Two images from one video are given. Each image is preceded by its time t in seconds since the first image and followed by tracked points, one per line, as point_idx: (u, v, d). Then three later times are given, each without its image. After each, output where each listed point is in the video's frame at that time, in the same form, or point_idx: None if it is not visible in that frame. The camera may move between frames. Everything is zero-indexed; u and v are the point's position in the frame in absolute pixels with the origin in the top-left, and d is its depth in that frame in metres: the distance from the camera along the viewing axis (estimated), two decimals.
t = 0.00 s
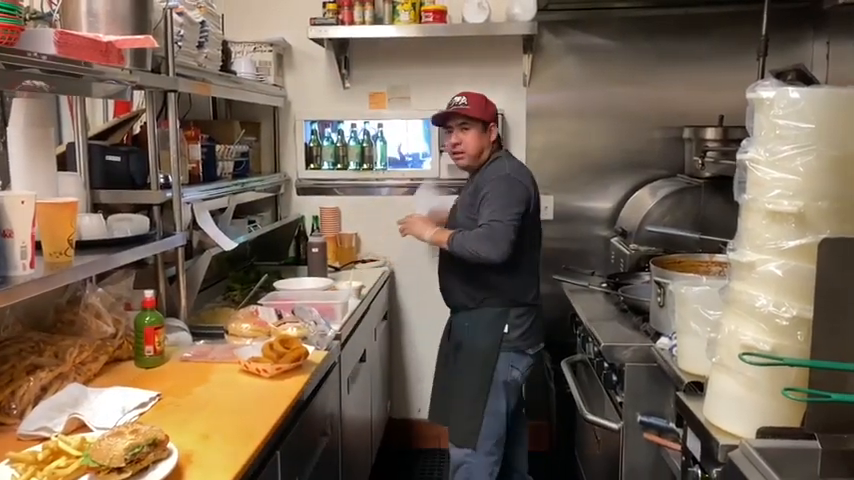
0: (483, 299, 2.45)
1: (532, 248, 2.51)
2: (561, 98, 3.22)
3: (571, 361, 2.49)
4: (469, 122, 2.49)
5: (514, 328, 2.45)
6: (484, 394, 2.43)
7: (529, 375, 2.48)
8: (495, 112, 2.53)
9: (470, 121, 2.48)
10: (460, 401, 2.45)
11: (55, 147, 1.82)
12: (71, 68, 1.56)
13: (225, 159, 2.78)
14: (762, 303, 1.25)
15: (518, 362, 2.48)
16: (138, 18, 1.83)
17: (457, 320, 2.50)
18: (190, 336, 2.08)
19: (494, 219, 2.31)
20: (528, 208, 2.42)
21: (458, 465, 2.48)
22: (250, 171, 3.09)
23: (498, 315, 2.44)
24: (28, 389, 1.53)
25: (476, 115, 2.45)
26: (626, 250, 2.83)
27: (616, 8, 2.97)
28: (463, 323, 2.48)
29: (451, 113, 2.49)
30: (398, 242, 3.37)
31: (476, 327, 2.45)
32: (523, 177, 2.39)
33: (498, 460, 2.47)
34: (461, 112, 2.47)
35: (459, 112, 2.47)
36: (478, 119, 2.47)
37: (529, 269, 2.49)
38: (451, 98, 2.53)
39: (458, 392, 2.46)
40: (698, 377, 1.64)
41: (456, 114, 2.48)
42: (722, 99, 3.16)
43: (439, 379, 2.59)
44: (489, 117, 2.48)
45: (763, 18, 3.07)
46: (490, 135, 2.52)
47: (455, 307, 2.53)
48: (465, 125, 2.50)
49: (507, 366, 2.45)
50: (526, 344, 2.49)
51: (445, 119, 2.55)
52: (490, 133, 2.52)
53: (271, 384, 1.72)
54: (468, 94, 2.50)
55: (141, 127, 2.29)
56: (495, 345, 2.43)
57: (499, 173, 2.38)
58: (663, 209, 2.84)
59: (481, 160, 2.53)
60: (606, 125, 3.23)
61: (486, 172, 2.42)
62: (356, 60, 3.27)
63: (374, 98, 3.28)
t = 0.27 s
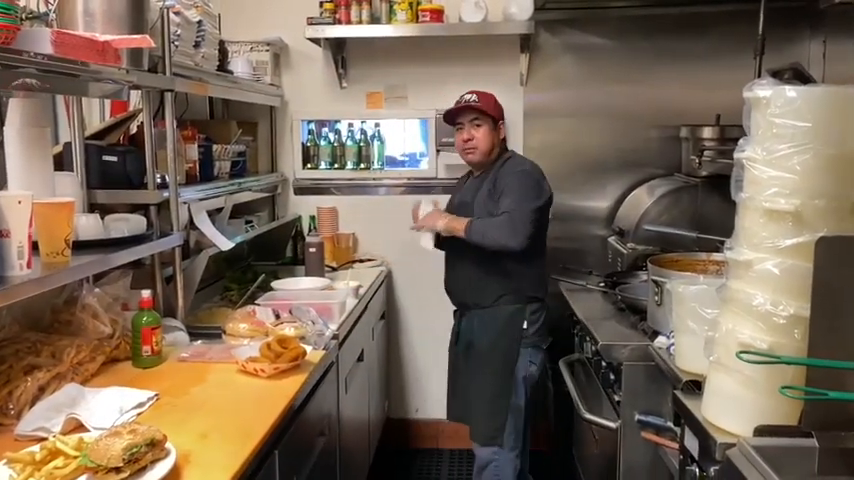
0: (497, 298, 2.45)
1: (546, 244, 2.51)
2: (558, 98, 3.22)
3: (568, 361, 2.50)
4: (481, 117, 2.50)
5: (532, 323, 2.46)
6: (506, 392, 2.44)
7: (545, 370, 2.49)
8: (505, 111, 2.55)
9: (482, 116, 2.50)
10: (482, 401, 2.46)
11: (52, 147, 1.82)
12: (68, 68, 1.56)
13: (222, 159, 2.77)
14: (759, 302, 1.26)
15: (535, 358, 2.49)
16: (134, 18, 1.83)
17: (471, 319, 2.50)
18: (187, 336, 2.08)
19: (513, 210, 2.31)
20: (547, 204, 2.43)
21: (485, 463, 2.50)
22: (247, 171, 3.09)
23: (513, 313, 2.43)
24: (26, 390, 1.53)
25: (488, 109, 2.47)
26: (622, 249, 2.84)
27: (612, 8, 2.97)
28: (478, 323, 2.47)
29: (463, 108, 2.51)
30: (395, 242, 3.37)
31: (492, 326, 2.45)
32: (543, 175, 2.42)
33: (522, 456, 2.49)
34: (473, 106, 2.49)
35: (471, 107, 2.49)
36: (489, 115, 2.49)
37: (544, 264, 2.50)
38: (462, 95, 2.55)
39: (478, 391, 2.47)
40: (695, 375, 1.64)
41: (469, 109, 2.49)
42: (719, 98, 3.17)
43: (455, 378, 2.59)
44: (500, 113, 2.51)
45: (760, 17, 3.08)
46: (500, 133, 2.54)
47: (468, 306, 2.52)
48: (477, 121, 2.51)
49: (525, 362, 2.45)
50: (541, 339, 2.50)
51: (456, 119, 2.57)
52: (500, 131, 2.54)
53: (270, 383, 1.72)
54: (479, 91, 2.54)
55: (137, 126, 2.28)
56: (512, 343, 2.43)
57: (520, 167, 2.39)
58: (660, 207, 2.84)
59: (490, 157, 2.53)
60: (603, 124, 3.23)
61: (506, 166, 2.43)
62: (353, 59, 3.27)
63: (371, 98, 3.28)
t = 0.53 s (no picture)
0: (509, 301, 2.42)
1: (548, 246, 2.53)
2: (557, 97, 3.22)
3: (567, 360, 2.50)
4: (486, 117, 2.47)
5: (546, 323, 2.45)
6: (525, 394, 2.43)
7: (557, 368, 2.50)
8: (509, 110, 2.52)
9: (487, 116, 2.47)
10: (503, 406, 2.44)
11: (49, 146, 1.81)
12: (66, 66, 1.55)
13: (220, 158, 2.77)
14: (758, 300, 1.26)
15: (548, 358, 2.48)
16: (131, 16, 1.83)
17: (483, 324, 2.45)
18: (185, 335, 2.07)
19: (542, 211, 2.33)
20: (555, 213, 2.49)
21: (512, 466, 2.49)
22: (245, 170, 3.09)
23: (527, 316, 2.41)
24: (24, 390, 1.53)
25: (493, 110, 2.44)
26: (621, 248, 2.84)
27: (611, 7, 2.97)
28: (492, 328, 2.43)
29: (467, 106, 2.47)
30: (394, 241, 3.37)
31: (507, 330, 2.42)
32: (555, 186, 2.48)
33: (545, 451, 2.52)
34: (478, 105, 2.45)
35: (475, 106, 2.45)
36: (494, 115, 2.46)
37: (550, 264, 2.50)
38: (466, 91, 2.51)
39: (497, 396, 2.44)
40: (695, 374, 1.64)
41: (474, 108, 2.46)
42: (717, 97, 3.17)
43: (465, 383, 2.55)
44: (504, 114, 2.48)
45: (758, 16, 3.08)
46: (503, 132, 2.52)
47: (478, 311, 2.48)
48: (481, 120, 2.48)
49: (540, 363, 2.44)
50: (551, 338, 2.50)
51: (458, 114, 2.52)
52: (503, 131, 2.52)
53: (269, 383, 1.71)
54: (483, 89, 2.50)
55: (135, 126, 2.28)
56: (527, 346, 2.41)
57: (541, 172, 2.43)
58: (658, 207, 2.85)
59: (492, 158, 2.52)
60: (602, 123, 3.23)
61: (526, 168, 2.45)
62: (351, 58, 3.27)
63: (369, 97, 3.28)
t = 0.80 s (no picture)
0: (517, 308, 2.41)
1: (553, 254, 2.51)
2: (555, 96, 3.22)
3: (566, 358, 2.51)
4: (500, 116, 2.44)
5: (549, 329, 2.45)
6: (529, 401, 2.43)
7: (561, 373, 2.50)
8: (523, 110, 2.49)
9: (501, 115, 2.43)
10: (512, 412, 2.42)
11: (47, 145, 1.80)
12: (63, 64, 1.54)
13: (218, 157, 2.76)
14: (758, 299, 1.25)
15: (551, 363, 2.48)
16: (129, 15, 1.82)
17: (490, 333, 2.43)
18: (184, 334, 2.07)
19: (549, 223, 2.30)
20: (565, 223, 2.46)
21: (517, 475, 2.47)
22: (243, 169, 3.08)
23: (535, 321, 2.40)
24: (21, 389, 1.52)
25: (507, 109, 2.41)
26: (619, 247, 2.84)
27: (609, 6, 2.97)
28: (501, 335, 2.41)
29: (482, 104, 2.44)
30: (392, 240, 3.36)
31: (515, 337, 2.40)
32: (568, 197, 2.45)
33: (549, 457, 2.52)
34: (492, 103, 2.42)
35: (490, 104, 2.42)
36: (508, 114, 2.43)
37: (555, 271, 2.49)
38: (482, 89, 2.48)
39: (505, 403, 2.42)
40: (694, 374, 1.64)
41: (489, 106, 2.42)
42: (716, 96, 3.17)
43: (469, 392, 2.52)
44: (518, 114, 2.44)
45: (756, 15, 3.08)
46: (517, 132, 2.48)
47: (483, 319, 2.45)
48: (495, 119, 2.45)
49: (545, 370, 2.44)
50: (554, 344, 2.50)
51: (472, 111, 2.49)
52: (516, 131, 2.48)
53: (268, 382, 1.71)
54: (499, 87, 2.47)
55: (133, 125, 2.28)
56: (534, 352, 2.41)
57: (557, 181, 2.39)
58: (657, 206, 2.85)
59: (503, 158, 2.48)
60: (600, 122, 3.23)
61: (542, 175, 2.42)
62: (349, 57, 3.26)
63: (367, 96, 3.27)
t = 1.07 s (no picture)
0: (520, 315, 2.41)
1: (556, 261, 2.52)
2: (554, 94, 3.21)
3: (564, 358, 2.50)
4: (514, 114, 2.42)
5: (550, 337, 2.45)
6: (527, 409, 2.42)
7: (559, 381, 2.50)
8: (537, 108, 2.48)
9: (515, 113, 2.42)
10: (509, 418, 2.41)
11: (44, 143, 1.80)
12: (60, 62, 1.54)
13: (216, 155, 2.76)
14: (756, 298, 1.25)
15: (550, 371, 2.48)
16: (126, 12, 1.81)
17: (492, 340, 2.42)
18: (181, 332, 2.06)
19: (560, 234, 2.31)
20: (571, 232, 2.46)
21: None
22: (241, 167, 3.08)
23: (538, 329, 2.40)
24: (18, 387, 1.52)
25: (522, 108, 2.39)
26: (618, 246, 2.84)
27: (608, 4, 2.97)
28: (502, 342, 2.41)
29: (497, 100, 2.41)
30: (390, 238, 3.36)
31: (517, 343, 2.40)
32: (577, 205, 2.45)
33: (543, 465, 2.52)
34: (508, 100, 2.40)
35: (506, 100, 2.40)
36: (522, 113, 2.41)
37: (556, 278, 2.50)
38: (498, 85, 2.46)
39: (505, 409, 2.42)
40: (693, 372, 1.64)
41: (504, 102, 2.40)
42: (715, 95, 3.17)
43: (467, 399, 2.50)
44: (533, 112, 2.43)
45: (755, 13, 3.07)
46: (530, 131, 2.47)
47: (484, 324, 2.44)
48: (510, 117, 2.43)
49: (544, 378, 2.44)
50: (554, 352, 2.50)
51: (486, 108, 2.47)
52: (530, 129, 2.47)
53: (266, 381, 1.71)
54: (516, 84, 2.44)
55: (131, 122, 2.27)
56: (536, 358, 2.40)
57: (570, 189, 2.38)
58: (655, 204, 2.85)
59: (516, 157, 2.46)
60: (599, 121, 3.22)
61: (553, 182, 2.40)
62: (348, 55, 3.26)
63: (366, 94, 3.27)
